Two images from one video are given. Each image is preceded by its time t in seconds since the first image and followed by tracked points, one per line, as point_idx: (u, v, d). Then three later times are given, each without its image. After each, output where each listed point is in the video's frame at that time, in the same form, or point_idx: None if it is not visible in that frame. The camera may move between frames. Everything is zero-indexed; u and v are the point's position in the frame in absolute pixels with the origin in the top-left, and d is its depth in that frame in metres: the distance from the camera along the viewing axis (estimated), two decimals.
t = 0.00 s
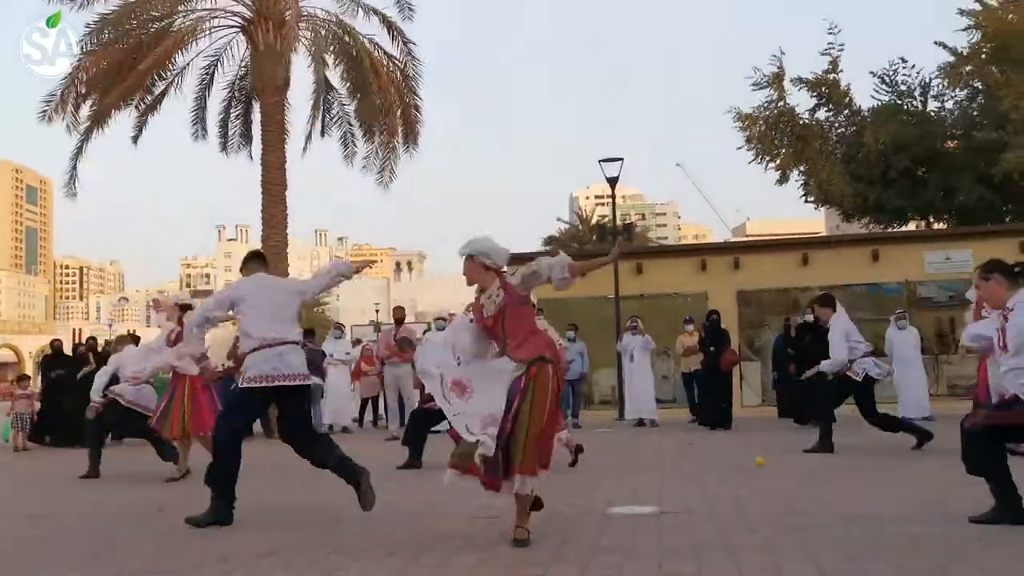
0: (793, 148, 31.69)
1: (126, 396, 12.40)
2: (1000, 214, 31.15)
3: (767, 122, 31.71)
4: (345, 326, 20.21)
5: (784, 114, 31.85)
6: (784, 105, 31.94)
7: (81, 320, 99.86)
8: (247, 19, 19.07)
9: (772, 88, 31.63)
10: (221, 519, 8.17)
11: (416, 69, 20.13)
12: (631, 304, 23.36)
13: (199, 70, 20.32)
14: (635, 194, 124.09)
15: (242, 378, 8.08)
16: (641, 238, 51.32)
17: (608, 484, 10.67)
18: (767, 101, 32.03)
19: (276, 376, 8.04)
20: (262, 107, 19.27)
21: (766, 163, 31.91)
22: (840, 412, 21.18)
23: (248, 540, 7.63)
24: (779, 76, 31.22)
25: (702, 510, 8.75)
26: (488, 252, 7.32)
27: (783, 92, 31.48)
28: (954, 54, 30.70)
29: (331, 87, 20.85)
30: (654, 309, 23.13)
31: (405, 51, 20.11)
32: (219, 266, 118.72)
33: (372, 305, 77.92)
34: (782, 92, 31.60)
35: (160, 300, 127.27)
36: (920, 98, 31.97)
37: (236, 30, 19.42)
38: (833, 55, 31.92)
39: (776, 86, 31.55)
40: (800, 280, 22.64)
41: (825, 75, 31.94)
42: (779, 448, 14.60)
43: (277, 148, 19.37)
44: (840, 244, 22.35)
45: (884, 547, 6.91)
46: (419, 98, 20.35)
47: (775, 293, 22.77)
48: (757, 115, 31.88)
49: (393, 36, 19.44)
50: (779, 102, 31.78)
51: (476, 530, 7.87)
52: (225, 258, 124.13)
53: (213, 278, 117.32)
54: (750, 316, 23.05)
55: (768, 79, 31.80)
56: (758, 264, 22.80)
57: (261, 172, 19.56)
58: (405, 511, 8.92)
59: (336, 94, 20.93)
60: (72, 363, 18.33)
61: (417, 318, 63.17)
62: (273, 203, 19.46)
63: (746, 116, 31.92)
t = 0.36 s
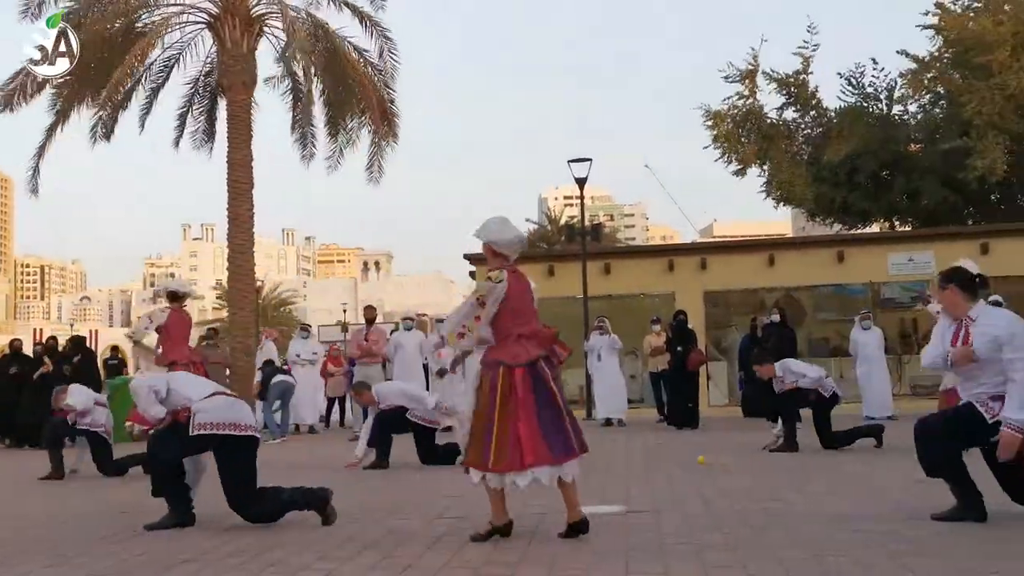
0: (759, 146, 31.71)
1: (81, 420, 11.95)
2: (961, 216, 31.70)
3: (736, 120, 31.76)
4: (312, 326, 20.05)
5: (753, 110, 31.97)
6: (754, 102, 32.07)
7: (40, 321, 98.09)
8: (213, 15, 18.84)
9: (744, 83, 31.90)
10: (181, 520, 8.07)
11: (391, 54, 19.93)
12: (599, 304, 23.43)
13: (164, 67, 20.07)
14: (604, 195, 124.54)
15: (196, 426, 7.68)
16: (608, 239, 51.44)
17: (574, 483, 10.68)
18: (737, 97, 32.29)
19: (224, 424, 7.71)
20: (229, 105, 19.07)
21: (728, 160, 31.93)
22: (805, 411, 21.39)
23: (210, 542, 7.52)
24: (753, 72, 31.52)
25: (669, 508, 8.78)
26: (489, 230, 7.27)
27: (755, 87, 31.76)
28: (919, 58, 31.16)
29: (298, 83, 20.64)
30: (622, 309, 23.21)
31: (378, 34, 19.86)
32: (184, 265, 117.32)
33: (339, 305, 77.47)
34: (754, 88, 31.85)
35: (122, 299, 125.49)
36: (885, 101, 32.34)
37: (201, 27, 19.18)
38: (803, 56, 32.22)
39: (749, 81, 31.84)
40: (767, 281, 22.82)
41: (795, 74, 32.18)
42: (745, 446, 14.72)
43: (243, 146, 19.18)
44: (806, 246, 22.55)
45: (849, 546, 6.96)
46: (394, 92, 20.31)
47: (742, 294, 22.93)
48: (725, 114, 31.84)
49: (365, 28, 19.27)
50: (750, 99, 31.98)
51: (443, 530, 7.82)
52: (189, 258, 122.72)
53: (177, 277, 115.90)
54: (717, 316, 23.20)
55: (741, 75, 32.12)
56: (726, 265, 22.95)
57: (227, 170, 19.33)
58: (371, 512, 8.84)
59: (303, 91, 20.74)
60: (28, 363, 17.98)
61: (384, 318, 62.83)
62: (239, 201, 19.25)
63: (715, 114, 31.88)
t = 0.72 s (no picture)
0: (705, 149, 32.40)
1: (14, 405, 11.75)
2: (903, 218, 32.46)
3: (685, 122, 32.43)
4: (259, 326, 19.72)
5: (702, 113, 32.43)
6: (703, 105, 32.49)
7: None
8: (157, 7, 18.46)
9: (694, 85, 32.22)
10: (115, 521, 7.83)
11: (343, 44, 19.69)
12: (550, 304, 23.49)
13: (107, 60, 19.64)
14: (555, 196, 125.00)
15: (112, 416, 7.64)
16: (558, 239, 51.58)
17: (523, 482, 10.64)
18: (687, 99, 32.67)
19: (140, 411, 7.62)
20: (173, 99, 18.72)
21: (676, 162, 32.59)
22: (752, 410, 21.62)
23: (149, 545, 7.32)
24: (703, 74, 31.90)
25: (617, 507, 8.78)
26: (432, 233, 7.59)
27: (705, 89, 32.10)
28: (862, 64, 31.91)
29: (250, 75, 20.39)
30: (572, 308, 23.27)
31: (332, 25, 19.63)
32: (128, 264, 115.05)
33: (287, 304, 76.61)
34: (704, 89, 32.21)
35: (63, 299, 122.61)
36: (831, 105, 32.89)
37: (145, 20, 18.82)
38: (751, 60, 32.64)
39: (699, 83, 32.15)
40: (715, 281, 23.03)
41: (744, 78, 32.60)
42: (692, 444, 14.83)
43: (188, 141, 18.84)
44: (754, 247, 22.81)
45: (795, 542, 7.01)
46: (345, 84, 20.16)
47: (691, 294, 23.12)
48: (676, 116, 32.58)
49: (317, 18, 19.03)
50: (699, 101, 32.37)
51: (389, 531, 7.72)
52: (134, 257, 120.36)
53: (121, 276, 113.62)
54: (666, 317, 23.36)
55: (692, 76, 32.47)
56: (675, 265, 23.12)
57: (171, 167, 18.96)
58: (316, 512, 8.72)
59: (255, 82, 20.47)
60: None
61: (334, 318, 62.21)
62: (184, 198, 18.91)
63: (666, 116, 32.56)
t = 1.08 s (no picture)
0: (655, 153, 32.48)
1: None
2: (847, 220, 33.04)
3: (634, 128, 32.52)
4: (202, 324, 19.31)
5: (650, 118, 32.70)
6: (650, 109, 32.75)
7: None
8: None
9: (641, 89, 32.45)
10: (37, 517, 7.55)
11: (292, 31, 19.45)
12: (499, 303, 23.46)
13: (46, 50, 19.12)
14: (505, 198, 125.17)
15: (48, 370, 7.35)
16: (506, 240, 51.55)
17: (469, 478, 10.54)
18: (635, 104, 32.88)
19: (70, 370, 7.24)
20: (114, 91, 18.30)
21: (625, 167, 32.63)
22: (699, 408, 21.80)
23: (77, 545, 7.05)
24: (651, 77, 32.19)
25: (562, 503, 8.72)
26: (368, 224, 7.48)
27: (652, 94, 32.34)
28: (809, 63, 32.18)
29: (200, 67, 20.10)
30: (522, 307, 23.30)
31: (275, 7, 19.39)
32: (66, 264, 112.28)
33: (233, 304, 75.48)
34: (651, 94, 32.46)
35: None
36: (777, 108, 33.38)
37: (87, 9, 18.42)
38: (699, 64, 32.98)
39: (647, 87, 32.40)
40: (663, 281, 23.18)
41: (691, 82, 32.93)
42: (639, 441, 14.84)
43: (130, 134, 18.43)
44: (701, 246, 23.00)
45: (742, 533, 7.04)
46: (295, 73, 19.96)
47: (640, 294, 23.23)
48: (624, 121, 32.66)
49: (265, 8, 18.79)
50: (647, 105, 32.63)
51: (332, 528, 7.54)
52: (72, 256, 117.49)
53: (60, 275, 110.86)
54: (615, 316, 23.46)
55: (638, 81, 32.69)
56: (624, 265, 23.23)
57: (111, 160, 18.53)
58: (258, 509, 8.53)
59: (205, 74, 20.17)
60: None
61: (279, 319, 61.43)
62: (125, 192, 18.50)
63: (614, 122, 32.64)
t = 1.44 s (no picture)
0: (624, 156, 32.57)
1: None
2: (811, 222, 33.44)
3: (602, 131, 32.63)
4: (165, 322, 19.03)
5: (618, 121, 32.83)
6: (617, 113, 32.85)
7: None
8: None
9: (606, 94, 32.57)
10: None
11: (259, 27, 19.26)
12: (467, 302, 23.41)
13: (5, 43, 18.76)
14: (471, 199, 125.14)
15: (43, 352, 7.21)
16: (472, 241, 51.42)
17: (437, 477, 10.48)
18: (602, 108, 33.00)
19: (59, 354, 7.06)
20: (77, 86, 18.00)
21: (598, 172, 32.65)
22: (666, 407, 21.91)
23: (35, 545, 6.87)
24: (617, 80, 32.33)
25: (532, 500, 8.68)
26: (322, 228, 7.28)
27: (617, 98, 32.47)
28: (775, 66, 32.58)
29: (166, 62, 19.82)
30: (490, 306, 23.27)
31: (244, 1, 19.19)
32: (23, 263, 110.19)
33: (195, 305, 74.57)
34: (617, 99, 32.59)
35: None
36: (742, 111, 33.70)
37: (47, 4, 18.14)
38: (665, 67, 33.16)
39: (612, 92, 32.52)
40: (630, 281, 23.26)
41: (657, 85, 33.11)
42: (606, 440, 14.86)
43: (93, 129, 18.14)
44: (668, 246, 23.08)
45: (713, 529, 7.05)
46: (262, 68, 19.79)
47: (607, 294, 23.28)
48: (592, 125, 32.80)
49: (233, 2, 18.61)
50: (614, 109, 32.74)
51: (299, 526, 7.43)
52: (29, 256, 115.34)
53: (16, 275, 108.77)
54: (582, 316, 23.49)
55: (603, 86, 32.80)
56: (591, 264, 23.28)
57: (73, 156, 18.21)
58: (224, 508, 8.40)
59: (171, 70, 19.90)
60: None
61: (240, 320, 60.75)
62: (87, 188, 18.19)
63: (582, 126, 32.77)
